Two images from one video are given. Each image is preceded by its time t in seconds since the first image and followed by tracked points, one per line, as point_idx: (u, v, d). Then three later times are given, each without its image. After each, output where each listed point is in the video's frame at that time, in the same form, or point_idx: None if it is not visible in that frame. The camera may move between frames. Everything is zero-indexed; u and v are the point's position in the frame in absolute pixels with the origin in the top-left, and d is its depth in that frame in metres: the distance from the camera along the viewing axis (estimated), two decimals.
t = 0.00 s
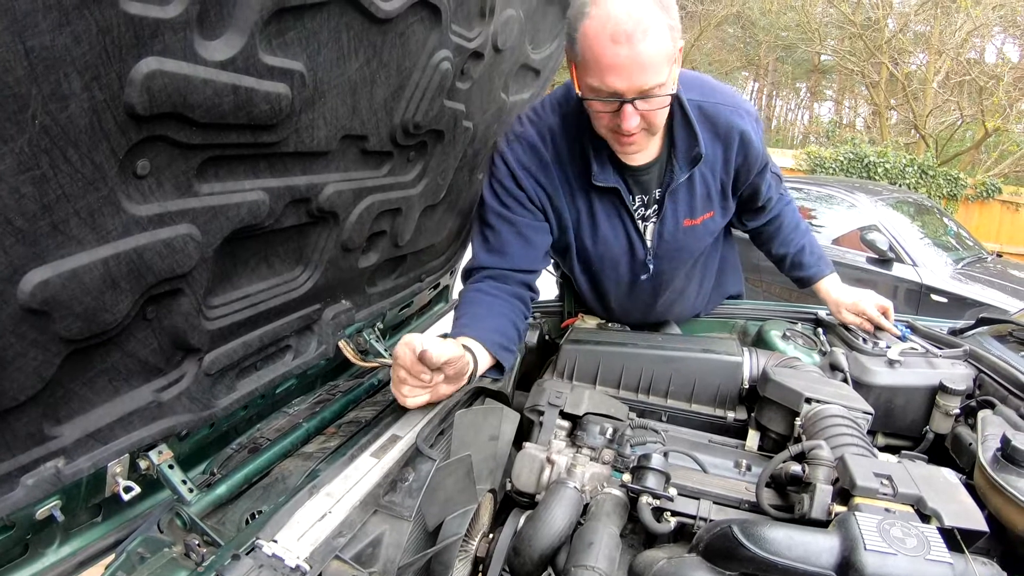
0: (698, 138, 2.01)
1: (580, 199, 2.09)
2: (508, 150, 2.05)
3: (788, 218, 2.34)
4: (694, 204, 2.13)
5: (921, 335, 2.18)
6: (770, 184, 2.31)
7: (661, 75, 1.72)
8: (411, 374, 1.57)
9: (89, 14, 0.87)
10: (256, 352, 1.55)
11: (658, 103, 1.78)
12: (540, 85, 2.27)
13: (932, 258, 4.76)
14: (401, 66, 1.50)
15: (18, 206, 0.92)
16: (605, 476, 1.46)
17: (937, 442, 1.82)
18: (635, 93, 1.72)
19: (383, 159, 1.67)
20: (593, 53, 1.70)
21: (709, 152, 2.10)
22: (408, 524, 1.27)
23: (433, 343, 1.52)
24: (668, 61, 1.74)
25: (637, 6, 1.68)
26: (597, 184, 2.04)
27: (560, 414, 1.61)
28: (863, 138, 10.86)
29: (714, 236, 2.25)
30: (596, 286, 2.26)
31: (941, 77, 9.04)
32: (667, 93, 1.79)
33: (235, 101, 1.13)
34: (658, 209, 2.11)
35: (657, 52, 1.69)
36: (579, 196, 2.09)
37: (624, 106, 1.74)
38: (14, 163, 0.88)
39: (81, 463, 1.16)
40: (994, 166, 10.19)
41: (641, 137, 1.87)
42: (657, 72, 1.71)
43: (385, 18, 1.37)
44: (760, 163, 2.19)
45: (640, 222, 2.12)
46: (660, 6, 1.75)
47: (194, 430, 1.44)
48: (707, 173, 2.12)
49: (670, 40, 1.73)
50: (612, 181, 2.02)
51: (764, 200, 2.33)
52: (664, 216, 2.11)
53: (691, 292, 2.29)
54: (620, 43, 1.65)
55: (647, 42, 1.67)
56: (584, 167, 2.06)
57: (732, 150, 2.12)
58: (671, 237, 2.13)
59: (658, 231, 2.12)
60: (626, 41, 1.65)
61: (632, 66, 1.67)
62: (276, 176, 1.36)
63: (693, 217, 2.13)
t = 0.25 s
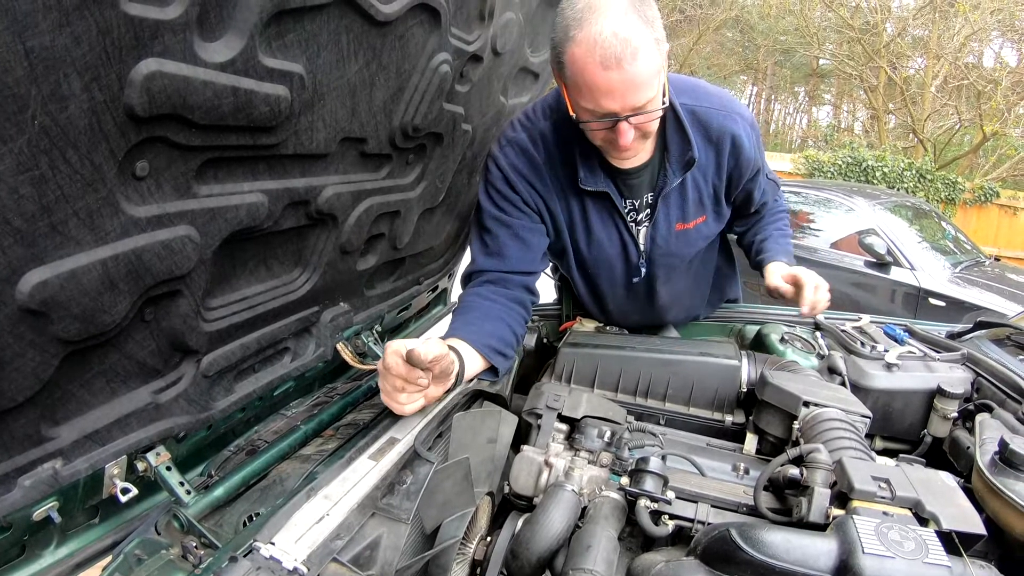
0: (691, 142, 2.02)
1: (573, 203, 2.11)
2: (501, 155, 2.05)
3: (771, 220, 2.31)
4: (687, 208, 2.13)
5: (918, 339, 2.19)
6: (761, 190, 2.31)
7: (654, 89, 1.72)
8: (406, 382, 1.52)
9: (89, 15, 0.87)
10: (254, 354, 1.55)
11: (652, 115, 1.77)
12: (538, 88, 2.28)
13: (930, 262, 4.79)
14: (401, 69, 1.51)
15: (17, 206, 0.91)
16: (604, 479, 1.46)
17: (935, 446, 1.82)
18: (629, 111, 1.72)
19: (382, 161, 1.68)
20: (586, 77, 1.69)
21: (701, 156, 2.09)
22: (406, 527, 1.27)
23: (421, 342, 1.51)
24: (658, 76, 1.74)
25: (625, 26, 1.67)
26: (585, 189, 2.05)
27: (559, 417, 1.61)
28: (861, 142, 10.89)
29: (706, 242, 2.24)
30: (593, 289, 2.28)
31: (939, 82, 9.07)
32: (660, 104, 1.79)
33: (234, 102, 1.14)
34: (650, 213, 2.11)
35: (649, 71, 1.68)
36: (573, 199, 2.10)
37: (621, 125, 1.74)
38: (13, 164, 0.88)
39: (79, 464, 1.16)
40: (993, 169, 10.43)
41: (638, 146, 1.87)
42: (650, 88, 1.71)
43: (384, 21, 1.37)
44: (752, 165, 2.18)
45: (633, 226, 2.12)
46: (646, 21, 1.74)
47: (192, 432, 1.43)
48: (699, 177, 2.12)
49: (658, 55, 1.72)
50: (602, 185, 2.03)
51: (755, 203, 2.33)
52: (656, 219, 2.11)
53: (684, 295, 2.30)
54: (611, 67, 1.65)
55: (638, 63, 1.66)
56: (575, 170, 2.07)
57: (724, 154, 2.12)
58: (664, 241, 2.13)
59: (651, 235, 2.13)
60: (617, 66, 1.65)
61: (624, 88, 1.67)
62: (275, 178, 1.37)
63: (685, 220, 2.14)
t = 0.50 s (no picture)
0: (672, 155, 1.99)
1: (569, 205, 2.11)
2: (501, 155, 2.05)
3: (758, 246, 2.15)
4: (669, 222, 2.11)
5: (917, 342, 2.20)
6: (759, 215, 2.16)
7: (633, 76, 1.71)
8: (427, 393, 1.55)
9: (90, 16, 0.87)
10: (253, 355, 1.56)
11: (632, 106, 1.76)
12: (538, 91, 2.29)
13: (928, 265, 4.77)
14: (401, 71, 1.51)
15: (17, 206, 0.92)
16: (602, 481, 1.46)
17: (933, 449, 1.83)
18: (605, 94, 1.71)
19: (382, 163, 1.68)
20: (565, 55, 1.70)
21: (682, 172, 2.03)
22: (404, 528, 1.27)
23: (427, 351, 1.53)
24: (640, 64, 1.72)
25: (609, 9, 1.69)
26: (579, 190, 2.05)
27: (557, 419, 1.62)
28: (861, 144, 10.91)
29: (692, 259, 2.21)
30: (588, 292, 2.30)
31: (938, 85, 9.15)
32: (641, 97, 1.77)
33: (234, 104, 1.14)
34: (636, 221, 2.13)
35: (627, 53, 1.67)
36: (569, 201, 2.11)
37: (596, 108, 1.73)
38: (13, 164, 0.88)
39: (78, 464, 1.16)
40: (994, 173, 10.42)
41: (620, 143, 1.86)
42: (628, 73, 1.70)
43: (384, 23, 1.37)
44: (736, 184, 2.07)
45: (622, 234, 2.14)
46: (636, 12, 1.75)
47: (191, 433, 1.43)
48: (680, 195, 2.06)
49: (642, 43, 1.71)
50: (597, 188, 2.04)
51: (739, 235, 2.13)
52: (640, 230, 2.13)
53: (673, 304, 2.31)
54: (588, 42, 1.65)
55: (616, 41, 1.66)
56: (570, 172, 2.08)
57: (708, 168, 2.04)
58: (649, 251, 2.17)
59: (636, 245, 2.15)
60: (594, 41, 1.65)
61: (599, 66, 1.67)
62: (275, 179, 1.37)
63: (668, 235, 2.13)
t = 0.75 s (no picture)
0: (654, 164, 1.92)
1: (567, 210, 2.09)
2: (502, 155, 2.05)
3: (730, 270, 1.93)
4: (656, 235, 2.02)
5: (917, 343, 2.20)
6: (745, 234, 1.98)
7: (622, 78, 1.69)
8: (430, 399, 1.54)
9: (93, 14, 0.87)
10: (254, 354, 1.56)
11: (622, 110, 1.73)
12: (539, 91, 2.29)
13: (929, 267, 4.77)
14: (402, 71, 1.51)
15: (19, 204, 0.92)
16: (602, 482, 1.46)
17: (933, 450, 1.83)
18: (592, 94, 1.69)
19: (383, 163, 1.68)
20: (553, 54, 1.70)
21: (663, 184, 1.95)
22: (404, 528, 1.27)
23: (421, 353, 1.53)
24: (631, 67, 1.70)
25: (601, 9, 1.69)
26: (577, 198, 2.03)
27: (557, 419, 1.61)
28: (862, 146, 10.92)
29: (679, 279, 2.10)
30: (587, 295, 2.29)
31: (938, 87, 9.14)
32: (632, 102, 1.73)
33: (236, 103, 1.14)
34: (625, 235, 2.05)
35: (615, 53, 1.66)
36: (566, 205, 2.09)
37: (583, 108, 1.71)
38: (15, 162, 0.88)
39: (78, 463, 1.16)
40: (993, 175, 10.42)
41: (610, 149, 1.82)
42: (616, 74, 1.68)
43: (386, 22, 1.38)
44: (715, 200, 1.95)
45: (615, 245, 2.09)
46: (630, 16, 1.75)
47: (191, 432, 1.43)
48: (662, 208, 1.97)
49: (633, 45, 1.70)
50: (594, 198, 2.01)
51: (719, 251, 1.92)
52: (630, 243, 2.06)
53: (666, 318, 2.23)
54: (575, 40, 1.65)
55: (604, 40, 1.65)
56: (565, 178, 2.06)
57: (690, 180, 1.95)
58: (638, 265, 2.09)
59: (627, 257, 2.09)
60: (581, 39, 1.65)
61: (585, 64, 1.66)
62: (276, 179, 1.37)
63: (657, 249, 2.05)
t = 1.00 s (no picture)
0: (663, 169, 1.92)
1: (569, 210, 2.09)
2: (504, 155, 2.06)
3: (735, 277, 1.93)
4: (662, 239, 2.02)
5: (918, 344, 2.20)
6: (749, 241, 1.98)
7: (629, 80, 1.69)
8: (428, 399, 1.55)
9: (96, 13, 0.87)
10: (256, 354, 1.56)
11: (629, 112, 1.73)
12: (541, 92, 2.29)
13: (930, 267, 4.77)
14: (405, 71, 1.51)
15: (23, 203, 0.92)
16: (603, 482, 1.46)
17: (934, 451, 1.83)
18: (598, 95, 1.69)
19: (386, 163, 1.68)
20: (561, 54, 1.70)
21: (672, 189, 1.94)
22: (406, 528, 1.27)
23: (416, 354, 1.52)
24: (638, 69, 1.70)
25: (609, 11, 1.69)
26: (580, 199, 2.04)
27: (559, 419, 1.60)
28: (863, 147, 10.92)
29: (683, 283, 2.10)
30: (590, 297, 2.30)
31: (941, 88, 9.07)
32: (639, 104, 1.73)
33: (239, 103, 1.14)
34: (631, 238, 2.05)
35: (622, 54, 1.66)
36: (569, 205, 2.09)
37: (590, 110, 1.71)
38: (18, 161, 0.88)
39: (80, 461, 1.16)
40: (994, 176, 10.41)
41: (617, 151, 1.82)
42: (623, 76, 1.68)
43: (389, 23, 1.38)
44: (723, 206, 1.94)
45: (620, 248, 2.08)
46: (638, 17, 1.75)
47: (193, 431, 1.44)
48: (669, 213, 1.97)
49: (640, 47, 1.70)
50: (598, 199, 2.02)
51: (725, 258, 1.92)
52: (636, 247, 2.06)
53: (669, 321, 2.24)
54: (582, 41, 1.65)
55: (611, 41, 1.65)
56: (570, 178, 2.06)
57: (697, 185, 1.95)
58: (642, 268, 2.09)
59: (632, 261, 2.09)
60: (589, 40, 1.65)
61: (592, 65, 1.66)
62: (279, 178, 1.37)
63: (663, 253, 2.05)
